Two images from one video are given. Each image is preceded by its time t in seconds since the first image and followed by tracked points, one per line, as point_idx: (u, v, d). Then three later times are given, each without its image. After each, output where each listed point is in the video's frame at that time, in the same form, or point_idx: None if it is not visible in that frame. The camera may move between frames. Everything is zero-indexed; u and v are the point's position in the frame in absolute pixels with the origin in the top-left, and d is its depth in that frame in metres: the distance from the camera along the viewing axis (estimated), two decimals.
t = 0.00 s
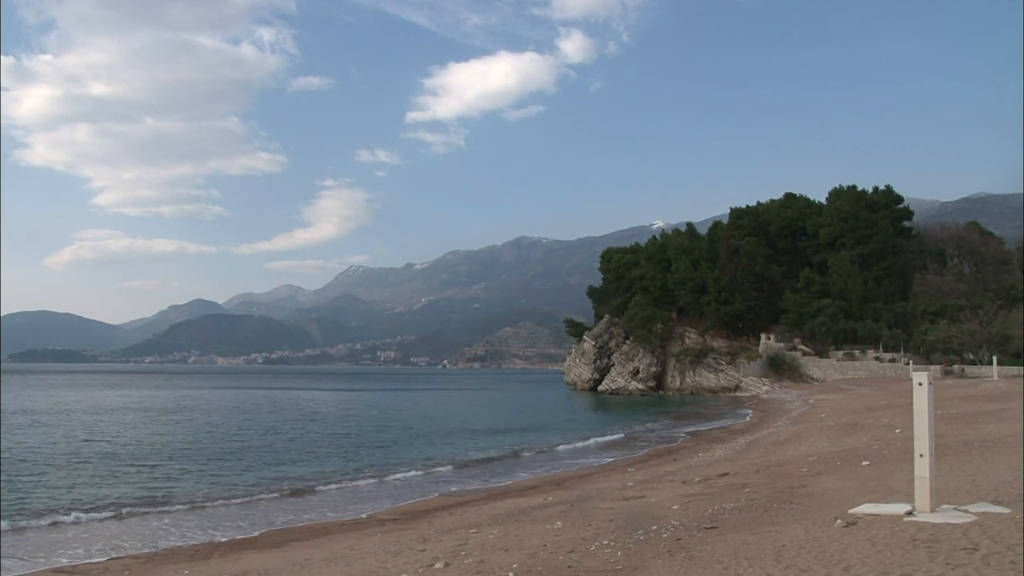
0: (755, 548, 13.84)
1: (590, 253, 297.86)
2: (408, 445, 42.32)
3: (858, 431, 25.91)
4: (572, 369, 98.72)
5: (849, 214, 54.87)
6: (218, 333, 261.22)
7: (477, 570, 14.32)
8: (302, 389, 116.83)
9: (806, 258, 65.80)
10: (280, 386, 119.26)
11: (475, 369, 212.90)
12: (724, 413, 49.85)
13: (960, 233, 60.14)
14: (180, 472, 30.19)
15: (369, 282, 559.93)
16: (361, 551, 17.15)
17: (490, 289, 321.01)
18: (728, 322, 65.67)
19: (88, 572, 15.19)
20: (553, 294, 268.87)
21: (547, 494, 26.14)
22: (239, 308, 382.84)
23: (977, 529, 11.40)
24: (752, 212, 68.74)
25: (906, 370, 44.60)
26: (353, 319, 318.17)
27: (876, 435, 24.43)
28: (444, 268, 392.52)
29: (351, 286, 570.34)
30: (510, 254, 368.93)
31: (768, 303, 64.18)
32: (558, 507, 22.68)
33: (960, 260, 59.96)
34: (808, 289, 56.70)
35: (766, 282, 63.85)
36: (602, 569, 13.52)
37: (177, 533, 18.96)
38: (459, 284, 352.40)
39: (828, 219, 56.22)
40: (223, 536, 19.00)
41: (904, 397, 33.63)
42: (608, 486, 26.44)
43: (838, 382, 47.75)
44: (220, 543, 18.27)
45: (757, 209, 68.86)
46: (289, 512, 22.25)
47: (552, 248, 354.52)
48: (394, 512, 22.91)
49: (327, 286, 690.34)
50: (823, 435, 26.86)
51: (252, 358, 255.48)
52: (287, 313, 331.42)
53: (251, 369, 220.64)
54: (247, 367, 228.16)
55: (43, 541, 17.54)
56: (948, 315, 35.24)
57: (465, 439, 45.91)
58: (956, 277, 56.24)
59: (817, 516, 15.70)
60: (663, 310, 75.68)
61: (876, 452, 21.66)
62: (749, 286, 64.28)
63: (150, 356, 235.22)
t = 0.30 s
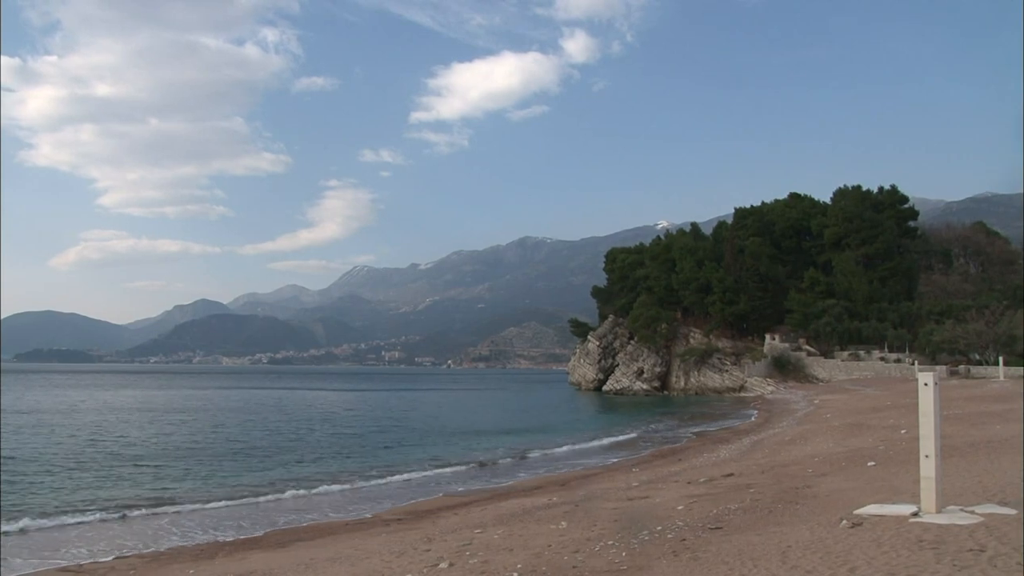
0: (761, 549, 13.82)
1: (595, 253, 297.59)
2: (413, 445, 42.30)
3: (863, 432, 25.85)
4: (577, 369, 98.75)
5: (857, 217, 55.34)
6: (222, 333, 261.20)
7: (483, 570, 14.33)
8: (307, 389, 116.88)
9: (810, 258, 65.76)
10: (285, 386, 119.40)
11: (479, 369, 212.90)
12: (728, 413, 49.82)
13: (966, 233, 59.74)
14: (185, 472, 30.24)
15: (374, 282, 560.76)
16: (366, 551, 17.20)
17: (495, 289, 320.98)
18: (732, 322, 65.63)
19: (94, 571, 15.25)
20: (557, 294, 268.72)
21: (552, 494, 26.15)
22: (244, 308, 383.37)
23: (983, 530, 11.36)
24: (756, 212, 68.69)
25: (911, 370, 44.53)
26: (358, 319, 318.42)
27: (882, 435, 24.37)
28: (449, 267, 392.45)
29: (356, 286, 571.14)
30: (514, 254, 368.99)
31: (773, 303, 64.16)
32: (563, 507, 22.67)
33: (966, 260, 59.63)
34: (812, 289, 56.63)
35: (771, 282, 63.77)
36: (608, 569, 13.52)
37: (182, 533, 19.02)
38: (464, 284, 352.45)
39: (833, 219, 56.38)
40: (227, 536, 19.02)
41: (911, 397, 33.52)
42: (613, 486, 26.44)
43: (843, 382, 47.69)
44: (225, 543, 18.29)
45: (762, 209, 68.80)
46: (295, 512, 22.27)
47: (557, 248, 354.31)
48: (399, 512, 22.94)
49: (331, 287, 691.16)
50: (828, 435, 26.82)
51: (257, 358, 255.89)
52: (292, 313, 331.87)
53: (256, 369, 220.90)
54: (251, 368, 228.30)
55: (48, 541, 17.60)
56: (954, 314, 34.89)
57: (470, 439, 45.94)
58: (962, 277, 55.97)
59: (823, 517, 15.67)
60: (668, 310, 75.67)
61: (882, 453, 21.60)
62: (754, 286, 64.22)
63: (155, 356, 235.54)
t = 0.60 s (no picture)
0: (780, 551, 13.76)
1: (612, 253, 296.79)
2: (431, 445, 42.40)
3: (883, 433, 25.62)
4: (595, 369, 98.68)
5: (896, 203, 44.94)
6: (241, 333, 262.83)
7: (501, 570, 14.40)
8: (324, 389, 117.46)
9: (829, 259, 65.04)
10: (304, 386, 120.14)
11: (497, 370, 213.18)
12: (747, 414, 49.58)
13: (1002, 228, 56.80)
14: (205, 472, 30.44)
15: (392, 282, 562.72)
16: (384, 551, 17.30)
17: (512, 289, 321.13)
18: (751, 322, 65.32)
19: (114, 570, 15.45)
20: (575, 294, 268.34)
21: (570, 495, 26.18)
22: (262, 308, 386.23)
23: (1005, 534, 11.25)
24: (775, 212, 68.14)
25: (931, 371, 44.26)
26: (376, 319, 319.89)
27: (902, 437, 24.14)
28: (466, 267, 393.18)
29: (374, 286, 573.61)
30: (532, 254, 369.00)
31: (792, 303, 63.71)
32: (581, 507, 22.67)
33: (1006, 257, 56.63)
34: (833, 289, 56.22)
35: (789, 283, 63.27)
36: (626, 570, 13.53)
37: (200, 533, 19.21)
38: (481, 284, 352.89)
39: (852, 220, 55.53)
40: (245, 536, 19.17)
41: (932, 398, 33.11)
42: (631, 487, 26.40)
43: (862, 383, 47.36)
44: (245, 542, 18.46)
45: (780, 209, 68.22)
46: (314, 512, 22.42)
47: (575, 248, 353.81)
48: (417, 512, 23.06)
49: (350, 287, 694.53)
50: (848, 437, 26.61)
51: (276, 358, 257.88)
52: (310, 313, 333.94)
53: (274, 369, 222.38)
54: (269, 368, 229.84)
55: (69, 540, 17.86)
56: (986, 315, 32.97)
57: (488, 440, 46.05)
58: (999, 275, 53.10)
59: (842, 519, 15.58)
60: (686, 311, 75.43)
61: (902, 454, 21.40)
62: (772, 286, 63.80)
63: (175, 356, 237.76)
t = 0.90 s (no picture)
0: (811, 553, 13.68)
1: (642, 253, 295.25)
2: (459, 445, 42.54)
3: (916, 436, 25.24)
4: (624, 369, 98.32)
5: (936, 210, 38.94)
6: (271, 333, 265.92)
7: (529, 570, 14.50)
8: (354, 388, 118.42)
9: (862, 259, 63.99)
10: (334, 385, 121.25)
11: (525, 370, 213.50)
12: (777, 415, 49.12)
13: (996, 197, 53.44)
14: (237, 471, 30.84)
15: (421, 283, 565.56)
16: (413, 550, 17.46)
17: (541, 290, 321.00)
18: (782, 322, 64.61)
19: (148, 566, 15.80)
20: (604, 294, 267.51)
21: (598, 495, 26.17)
22: (292, 308, 390.59)
23: None
24: (805, 211, 67.30)
25: (966, 374, 43.07)
26: (405, 319, 321.83)
27: (935, 439, 23.75)
28: (495, 268, 393.87)
29: (403, 286, 577.04)
30: (560, 253, 368.40)
31: (823, 304, 62.84)
32: (609, 508, 22.67)
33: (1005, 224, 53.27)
34: (865, 289, 55.61)
35: (821, 283, 62.36)
36: (656, 571, 13.52)
37: (232, 531, 19.54)
38: (510, 284, 353.37)
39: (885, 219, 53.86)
40: (275, 534, 19.48)
41: (967, 401, 32.51)
42: (660, 488, 26.32)
43: (895, 385, 46.66)
44: (276, 540, 18.77)
45: (811, 209, 67.36)
46: (344, 512, 22.69)
47: (604, 248, 352.75)
48: (446, 512, 23.21)
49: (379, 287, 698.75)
50: (880, 439, 26.27)
51: (307, 358, 260.76)
52: (340, 313, 336.99)
53: (304, 368, 224.73)
54: (300, 367, 232.37)
55: (104, 537, 18.29)
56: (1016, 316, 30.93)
57: (517, 440, 46.13)
58: None
59: (874, 522, 15.42)
60: (716, 311, 74.96)
61: (936, 457, 21.07)
62: (803, 286, 63.00)
63: (207, 355, 241.51)
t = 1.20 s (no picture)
0: (849, 557, 13.55)
1: (678, 253, 292.84)
2: (494, 446, 42.67)
3: (958, 439, 24.75)
4: (660, 370, 97.74)
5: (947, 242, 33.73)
6: (308, 332, 269.27)
7: (563, 571, 14.60)
8: (390, 388, 119.47)
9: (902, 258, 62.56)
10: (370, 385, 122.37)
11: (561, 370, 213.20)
12: (814, 417, 48.48)
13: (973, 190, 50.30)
14: (274, 470, 31.33)
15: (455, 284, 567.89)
16: (448, 549, 17.69)
17: (576, 290, 320.19)
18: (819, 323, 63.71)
19: (187, 563, 16.19)
20: (640, 295, 265.84)
21: (633, 496, 26.16)
22: (328, 308, 395.00)
23: None
24: (843, 210, 66.10)
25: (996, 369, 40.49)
26: (441, 319, 323.45)
27: (978, 443, 23.27)
28: (530, 268, 393.79)
29: (438, 286, 579.95)
30: (595, 252, 366.71)
31: (862, 304, 61.66)
32: (645, 510, 22.62)
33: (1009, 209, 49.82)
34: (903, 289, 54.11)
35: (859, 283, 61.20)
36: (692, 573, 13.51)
37: (269, 530, 19.93)
38: (545, 284, 353.03)
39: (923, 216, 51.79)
40: (311, 533, 19.81)
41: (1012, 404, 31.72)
42: (696, 489, 26.17)
43: (937, 387, 45.73)
44: (312, 538, 19.10)
45: (849, 208, 66.13)
46: (380, 511, 22.97)
47: (639, 248, 350.58)
48: (482, 512, 23.39)
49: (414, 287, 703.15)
50: (920, 441, 25.84)
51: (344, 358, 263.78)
52: (376, 313, 339.90)
53: (340, 368, 227.15)
54: (336, 367, 234.89)
55: (144, 534, 18.79)
56: None
57: (550, 441, 46.20)
58: None
59: (915, 527, 15.20)
60: (752, 311, 74.18)
61: (979, 461, 20.65)
62: (841, 286, 61.95)
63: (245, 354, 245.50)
